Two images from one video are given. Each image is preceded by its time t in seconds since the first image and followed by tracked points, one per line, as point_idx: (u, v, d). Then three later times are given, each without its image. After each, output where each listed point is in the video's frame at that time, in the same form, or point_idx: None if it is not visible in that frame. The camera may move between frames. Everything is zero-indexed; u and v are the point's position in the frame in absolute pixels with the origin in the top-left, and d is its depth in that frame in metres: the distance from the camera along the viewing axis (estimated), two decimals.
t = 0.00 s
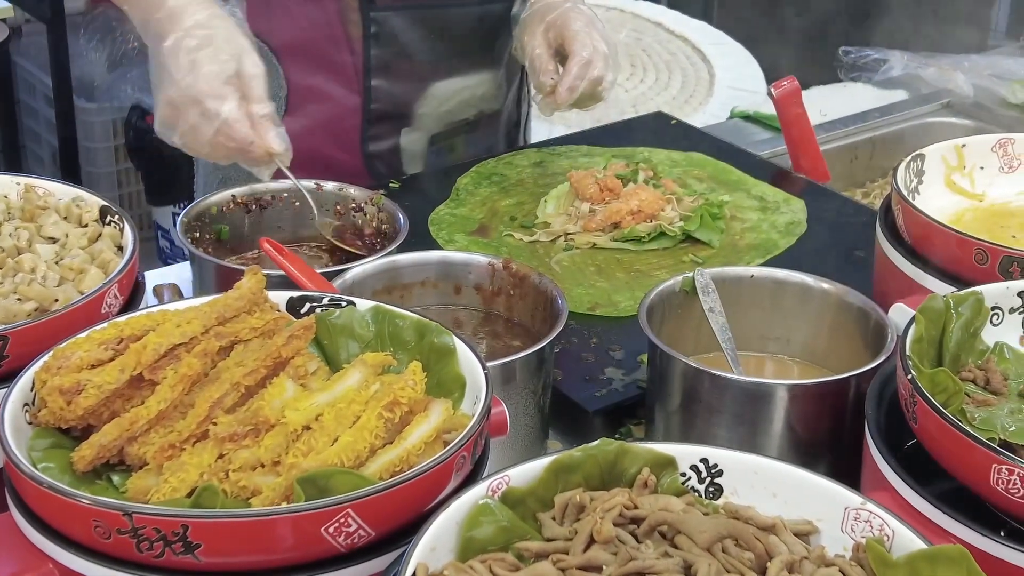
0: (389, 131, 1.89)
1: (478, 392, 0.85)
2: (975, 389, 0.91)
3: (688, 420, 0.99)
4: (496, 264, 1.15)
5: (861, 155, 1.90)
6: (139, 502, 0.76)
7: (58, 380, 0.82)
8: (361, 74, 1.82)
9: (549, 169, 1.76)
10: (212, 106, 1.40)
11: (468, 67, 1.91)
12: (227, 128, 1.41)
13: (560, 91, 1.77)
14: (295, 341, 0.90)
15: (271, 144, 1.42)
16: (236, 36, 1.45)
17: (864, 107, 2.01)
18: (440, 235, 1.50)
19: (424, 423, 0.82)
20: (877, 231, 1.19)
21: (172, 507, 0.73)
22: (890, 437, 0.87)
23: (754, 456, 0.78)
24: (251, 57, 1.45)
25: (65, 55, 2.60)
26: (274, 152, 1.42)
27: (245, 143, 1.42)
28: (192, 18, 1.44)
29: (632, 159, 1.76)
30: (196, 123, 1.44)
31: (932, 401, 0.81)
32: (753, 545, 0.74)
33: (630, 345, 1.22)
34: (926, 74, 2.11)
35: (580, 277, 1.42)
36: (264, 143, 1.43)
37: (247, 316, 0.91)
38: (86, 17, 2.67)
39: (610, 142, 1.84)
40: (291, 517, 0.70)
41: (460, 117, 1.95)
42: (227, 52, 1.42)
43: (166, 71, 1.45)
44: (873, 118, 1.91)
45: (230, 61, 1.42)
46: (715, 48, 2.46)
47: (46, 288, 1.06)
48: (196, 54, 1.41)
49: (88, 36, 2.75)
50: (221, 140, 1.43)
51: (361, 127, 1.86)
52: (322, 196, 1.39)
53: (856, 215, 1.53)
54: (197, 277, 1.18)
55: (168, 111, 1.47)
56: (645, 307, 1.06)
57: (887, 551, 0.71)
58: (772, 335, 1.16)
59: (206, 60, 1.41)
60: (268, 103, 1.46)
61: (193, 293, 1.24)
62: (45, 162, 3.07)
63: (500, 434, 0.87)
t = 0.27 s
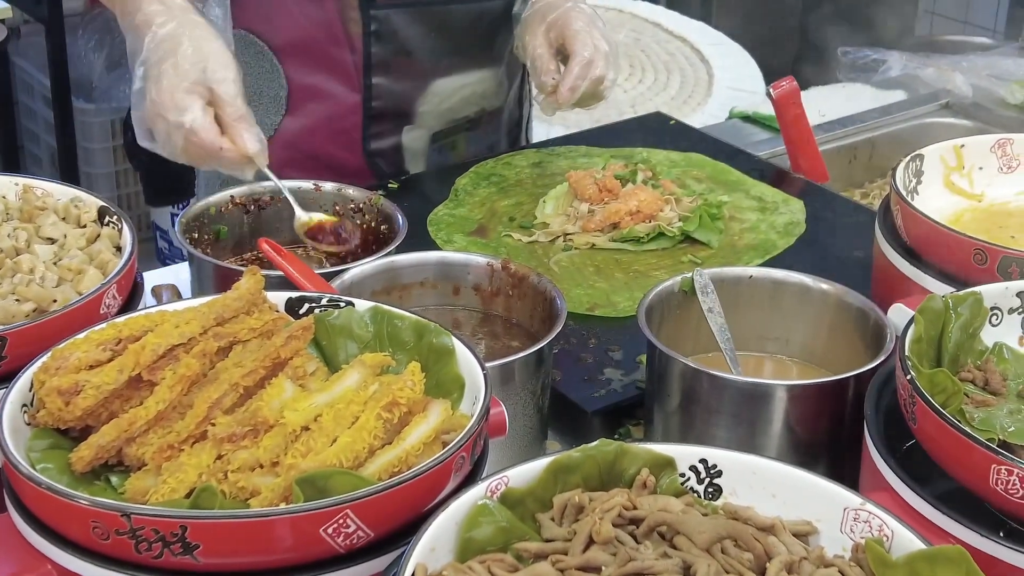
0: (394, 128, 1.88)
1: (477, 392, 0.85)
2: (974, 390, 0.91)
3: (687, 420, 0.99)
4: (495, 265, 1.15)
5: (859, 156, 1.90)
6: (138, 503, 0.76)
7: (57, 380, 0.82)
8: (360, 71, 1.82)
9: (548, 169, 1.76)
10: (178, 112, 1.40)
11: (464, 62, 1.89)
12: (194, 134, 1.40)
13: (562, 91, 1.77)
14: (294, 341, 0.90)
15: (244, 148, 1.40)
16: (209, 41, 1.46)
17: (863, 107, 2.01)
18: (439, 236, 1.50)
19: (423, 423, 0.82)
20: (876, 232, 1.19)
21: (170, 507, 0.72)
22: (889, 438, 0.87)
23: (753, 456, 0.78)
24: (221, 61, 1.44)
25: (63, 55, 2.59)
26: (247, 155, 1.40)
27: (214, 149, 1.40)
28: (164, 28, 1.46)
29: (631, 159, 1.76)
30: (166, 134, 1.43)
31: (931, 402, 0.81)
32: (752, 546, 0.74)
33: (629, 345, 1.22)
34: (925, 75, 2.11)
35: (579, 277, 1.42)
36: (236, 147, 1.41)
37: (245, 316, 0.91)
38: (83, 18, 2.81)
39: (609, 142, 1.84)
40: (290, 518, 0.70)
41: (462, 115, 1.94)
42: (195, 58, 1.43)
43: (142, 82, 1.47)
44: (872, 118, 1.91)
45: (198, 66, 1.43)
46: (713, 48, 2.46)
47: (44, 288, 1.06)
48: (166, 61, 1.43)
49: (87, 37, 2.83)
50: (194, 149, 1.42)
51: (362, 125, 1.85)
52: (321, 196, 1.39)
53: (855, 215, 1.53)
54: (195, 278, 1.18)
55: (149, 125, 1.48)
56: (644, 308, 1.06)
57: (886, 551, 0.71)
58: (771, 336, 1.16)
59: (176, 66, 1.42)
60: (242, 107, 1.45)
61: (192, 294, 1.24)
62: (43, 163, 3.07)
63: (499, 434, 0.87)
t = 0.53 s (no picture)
0: (391, 125, 1.88)
1: (475, 393, 0.85)
2: (972, 391, 0.91)
3: (685, 421, 0.99)
4: (494, 266, 1.14)
5: (858, 157, 1.90)
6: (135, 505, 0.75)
7: (55, 382, 0.82)
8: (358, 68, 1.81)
9: (546, 170, 1.76)
10: (201, 60, 1.43)
11: (470, 61, 1.91)
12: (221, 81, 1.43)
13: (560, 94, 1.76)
14: (292, 342, 0.90)
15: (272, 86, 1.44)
16: None
17: (861, 108, 2.02)
18: (437, 237, 1.50)
19: (420, 425, 0.82)
20: (875, 233, 1.19)
21: (167, 509, 0.72)
22: (888, 439, 0.87)
23: (752, 458, 0.78)
24: (236, 6, 1.46)
25: (61, 56, 2.59)
26: (278, 91, 1.44)
27: (244, 91, 1.44)
28: None
29: (630, 160, 1.76)
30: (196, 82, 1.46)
31: (930, 403, 0.81)
32: (750, 547, 0.74)
33: (628, 347, 1.22)
34: (923, 76, 2.11)
35: (577, 278, 1.42)
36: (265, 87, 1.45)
37: (243, 317, 0.91)
38: (82, 18, 2.89)
39: (607, 143, 1.84)
40: (287, 520, 0.70)
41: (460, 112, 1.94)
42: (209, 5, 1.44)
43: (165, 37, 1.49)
44: (870, 119, 1.91)
45: (212, 18, 1.44)
46: (711, 50, 2.46)
47: (41, 290, 1.06)
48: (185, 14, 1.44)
49: (86, 38, 2.88)
50: (225, 96, 1.46)
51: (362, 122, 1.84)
52: (319, 198, 1.39)
53: (854, 216, 1.53)
54: (193, 279, 1.18)
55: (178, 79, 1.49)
56: (642, 310, 1.06)
57: (885, 553, 0.71)
58: (770, 337, 1.16)
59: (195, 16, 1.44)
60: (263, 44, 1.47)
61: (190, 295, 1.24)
62: (42, 165, 3.06)
63: (498, 435, 0.87)
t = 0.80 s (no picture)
0: (388, 125, 1.87)
1: (471, 394, 0.84)
2: (969, 392, 0.91)
3: (682, 423, 0.99)
4: (490, 267, 1.14)
5: (855, 157, 1.90)
6: (129, 507, 0.75)
7: (49, 384, 0.81)
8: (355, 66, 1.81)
9: (543, 171, 1.76)
10: (183, 82, 1.40)
11: (464, 60, 1.90)
12: (195, 109, 1.39)
13: (557, 90, 1.76)
14: (287, 344, 0.89)
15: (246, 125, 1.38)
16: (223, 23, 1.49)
17: (859, 108, 2.02)
18: (434, 237, 1.50)
19: (416, 427, 0.82)
20: (872, 234, 1.19)
21: (162, 511, 0.72)
22: (884, 441, 0.87)
23: (748, 459, 0.78)
24: (233, 42, 1.46)
25: (59, 57, 2.59)
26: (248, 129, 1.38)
27: (216, 121, 1.38)
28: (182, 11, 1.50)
29: (627, 161, 1.76)
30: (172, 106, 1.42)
31: (927, 405, 0.80)
32: (746, 549, 0.74)
33: (624, 348, 1.22)
34: (921, 77, 2.11)
35: (574, 279, 1.42)
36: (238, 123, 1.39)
37: (238, 319, 0.91)
38: (79, 18, 2.83)
39: (605, 144, 1.84)
40: (282, 522, 0.70)
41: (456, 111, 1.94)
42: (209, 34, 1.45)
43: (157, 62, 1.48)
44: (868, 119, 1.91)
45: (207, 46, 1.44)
46: (709, 51, 2.46)
47: (36, 291, 1.06)
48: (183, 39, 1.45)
49: (83, 38, 2.83)
50: (196, 124, 1.40)
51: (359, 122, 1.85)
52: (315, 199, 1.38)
53: (851, 216, 1.53)
54: (189, 280, 1.18)
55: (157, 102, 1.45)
56: (639, 311, 1.05)
57: (880, 555, 0.70)
58: (766, 338, 1.16)
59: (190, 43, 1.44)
60: (250, 85, 1.44)
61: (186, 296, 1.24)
62: (39, 166, 3.06)
63: (493, 437, 0.87)
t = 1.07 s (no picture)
0: (387, 126, 1.87)
1: (468, 396, 0.84)
2: (967, 393, 0.91)
3: (680, 424, 0.99)
4: (488, 268, 1.15)
5: (853, 158, 1.89)
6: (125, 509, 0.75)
7: (44, 385, 0.81)
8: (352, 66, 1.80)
9: (541, 172, 1.76)
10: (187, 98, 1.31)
11: (463, 59, 1.90)
12: (194, 127, 1.31)
13: (558, 89, 1.77)
14: (284, 345, 0.89)
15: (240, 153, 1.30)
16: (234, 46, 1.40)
17: (857, 109, 2.02)
18: (431, 238, 1.50)
19: (412, 429, 0.81)
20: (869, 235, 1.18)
21: (158, 513, 0.72)
22: (882, 442, 0.87)
23: (745, 461, 0.78)
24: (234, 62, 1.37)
25: (56, 57, 2.59)
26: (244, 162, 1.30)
27: (213, 146, 1.30)
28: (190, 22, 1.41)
29: (625, 161, 1.76)
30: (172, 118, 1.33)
31: (925, 407, 0.80)
32: (743, 551, 0.73)
33: (622, 350, 1.21)
34: (919, 77, 2.12)
35: (572, 280, 1.42)
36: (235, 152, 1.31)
37: (235, 320, 0.91)
38: (80, 19, 2.76)
39: (603, 145, 1.84)
40: (278, 524, 0.70)
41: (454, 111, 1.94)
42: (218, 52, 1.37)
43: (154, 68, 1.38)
44: (866, 120, 1.91)
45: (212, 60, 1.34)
46: (707, 51, 2.46)
47: (32, 292, 1.06)
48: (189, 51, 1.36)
49: (82, 41, 2.75)
50: (191, 144, 1.32)
51: (356, 122, 1.84)
52: (313, 199, 1.38)
53: (849, 217, 1.53)
54: (186, 281, 1.18)
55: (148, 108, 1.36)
56: (636, 312, 1.05)
57: (878, 557, 0.70)
58: (764, 339, 1.16)
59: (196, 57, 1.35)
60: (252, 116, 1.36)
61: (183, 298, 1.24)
62: (37, 167, 3.06)
63: (491, 438, 0.86)
